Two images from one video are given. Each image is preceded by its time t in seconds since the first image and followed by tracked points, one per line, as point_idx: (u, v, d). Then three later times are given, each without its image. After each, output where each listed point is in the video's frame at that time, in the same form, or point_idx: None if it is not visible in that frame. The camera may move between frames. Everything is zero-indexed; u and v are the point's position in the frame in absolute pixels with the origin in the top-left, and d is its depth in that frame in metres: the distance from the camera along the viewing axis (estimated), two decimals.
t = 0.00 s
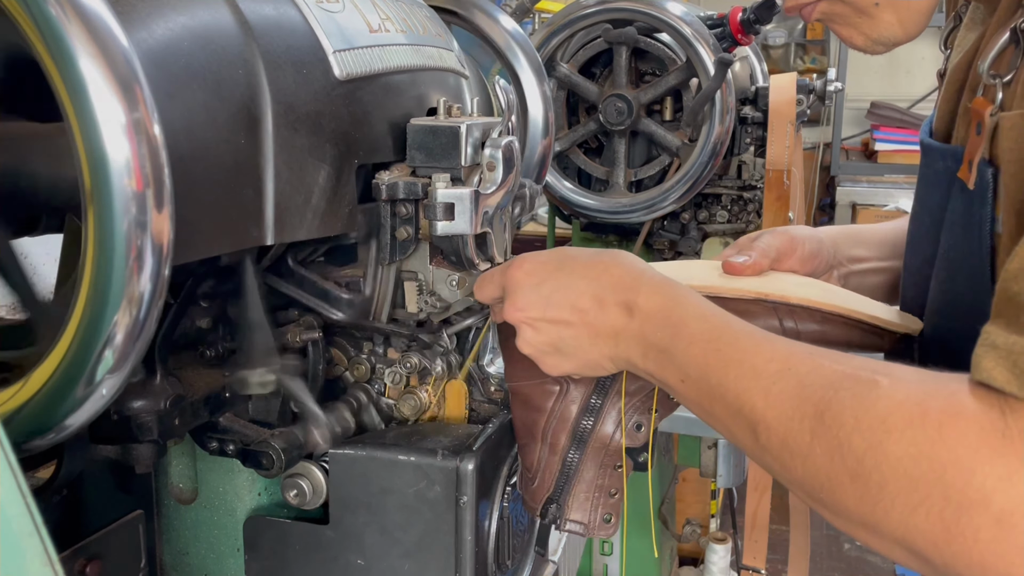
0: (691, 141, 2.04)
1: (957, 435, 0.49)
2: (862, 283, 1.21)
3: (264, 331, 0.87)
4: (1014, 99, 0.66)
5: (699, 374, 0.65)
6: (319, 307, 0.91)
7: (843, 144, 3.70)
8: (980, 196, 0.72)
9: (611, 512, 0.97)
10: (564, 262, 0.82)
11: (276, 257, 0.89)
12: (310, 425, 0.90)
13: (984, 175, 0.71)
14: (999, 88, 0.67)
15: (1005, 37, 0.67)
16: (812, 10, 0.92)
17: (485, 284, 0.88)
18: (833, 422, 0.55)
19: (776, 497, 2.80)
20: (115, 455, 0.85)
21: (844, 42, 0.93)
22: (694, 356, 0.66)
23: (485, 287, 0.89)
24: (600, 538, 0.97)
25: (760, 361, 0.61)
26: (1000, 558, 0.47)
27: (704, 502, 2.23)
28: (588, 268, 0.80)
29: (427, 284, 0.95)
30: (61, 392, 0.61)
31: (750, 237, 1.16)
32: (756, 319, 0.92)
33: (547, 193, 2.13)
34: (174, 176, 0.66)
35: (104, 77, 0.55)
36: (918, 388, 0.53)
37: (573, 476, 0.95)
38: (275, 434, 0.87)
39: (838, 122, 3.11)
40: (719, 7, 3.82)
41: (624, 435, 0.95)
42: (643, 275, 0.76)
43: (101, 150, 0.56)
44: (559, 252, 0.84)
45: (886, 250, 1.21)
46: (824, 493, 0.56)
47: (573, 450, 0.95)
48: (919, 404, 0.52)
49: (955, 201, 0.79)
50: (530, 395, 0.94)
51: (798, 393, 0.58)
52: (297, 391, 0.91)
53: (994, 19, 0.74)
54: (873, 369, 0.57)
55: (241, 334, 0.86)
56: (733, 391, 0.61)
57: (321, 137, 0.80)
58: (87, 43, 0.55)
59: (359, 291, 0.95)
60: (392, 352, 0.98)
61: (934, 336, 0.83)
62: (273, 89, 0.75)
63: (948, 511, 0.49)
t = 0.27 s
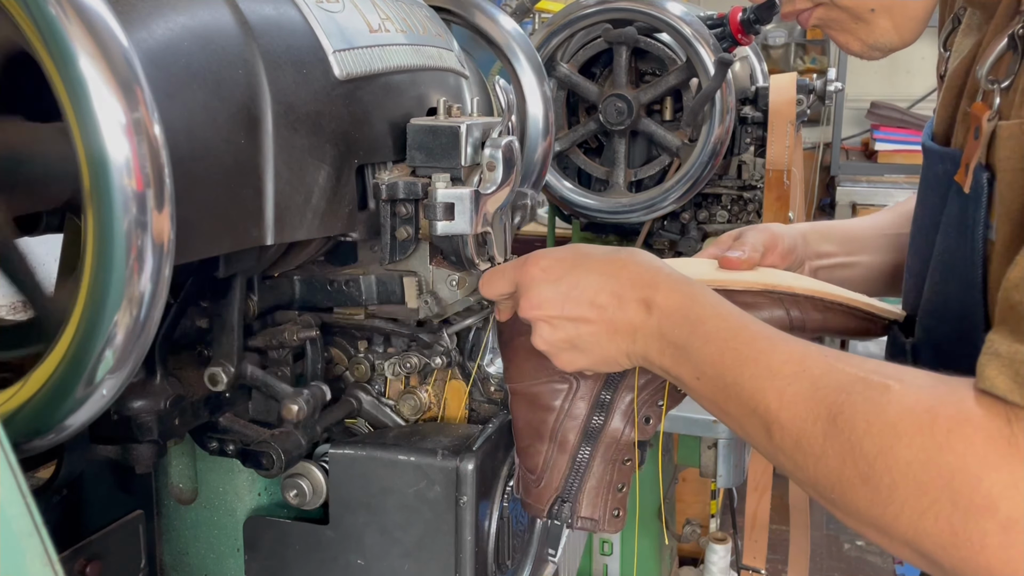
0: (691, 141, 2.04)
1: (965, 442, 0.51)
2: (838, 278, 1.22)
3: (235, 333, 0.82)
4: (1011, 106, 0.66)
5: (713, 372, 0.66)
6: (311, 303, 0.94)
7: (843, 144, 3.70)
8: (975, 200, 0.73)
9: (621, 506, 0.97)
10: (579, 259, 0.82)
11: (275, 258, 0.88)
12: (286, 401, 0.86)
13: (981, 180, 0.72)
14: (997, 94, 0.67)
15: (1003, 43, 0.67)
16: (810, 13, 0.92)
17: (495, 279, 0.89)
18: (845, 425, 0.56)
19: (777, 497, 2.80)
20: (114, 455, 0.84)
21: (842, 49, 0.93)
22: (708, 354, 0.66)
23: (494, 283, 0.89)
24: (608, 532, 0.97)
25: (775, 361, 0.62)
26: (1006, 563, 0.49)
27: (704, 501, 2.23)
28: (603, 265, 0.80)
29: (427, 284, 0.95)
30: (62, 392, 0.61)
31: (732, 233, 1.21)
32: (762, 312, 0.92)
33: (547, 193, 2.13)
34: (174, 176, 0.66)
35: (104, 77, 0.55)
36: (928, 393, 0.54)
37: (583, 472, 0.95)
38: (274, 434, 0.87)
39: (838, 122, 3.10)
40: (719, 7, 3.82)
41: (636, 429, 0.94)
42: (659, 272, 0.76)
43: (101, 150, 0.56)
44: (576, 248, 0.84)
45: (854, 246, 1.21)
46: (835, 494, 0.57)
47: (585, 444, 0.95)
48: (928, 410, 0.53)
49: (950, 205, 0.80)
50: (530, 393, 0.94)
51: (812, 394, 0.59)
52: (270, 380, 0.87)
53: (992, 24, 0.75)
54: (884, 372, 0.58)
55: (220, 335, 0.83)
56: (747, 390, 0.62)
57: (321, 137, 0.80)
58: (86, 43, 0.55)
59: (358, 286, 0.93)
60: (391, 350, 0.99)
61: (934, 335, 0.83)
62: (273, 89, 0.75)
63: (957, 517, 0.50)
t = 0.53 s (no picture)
0: (691, 141, 2.04)
1: (973, 440, 0.53)
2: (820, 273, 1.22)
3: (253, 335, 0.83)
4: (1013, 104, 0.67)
5: (723, 370, 0.67)
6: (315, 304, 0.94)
7: (844, 144, 3.70)
8: (979, 200, 0.75)
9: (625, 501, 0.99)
10: (588, 258, 0.82)
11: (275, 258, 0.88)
12: (307, 420, 0.88)
13: (983, 179, 0.73)
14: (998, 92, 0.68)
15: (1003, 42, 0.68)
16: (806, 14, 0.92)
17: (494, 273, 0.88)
18: (856, 423, 0.58)
19: (777, 497, 2.80)
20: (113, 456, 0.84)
21: (836, 47, 0.92)
22: (718, 352, 0.68)
23: (495, 280, 0.88)
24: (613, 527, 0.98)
25: (786, 360, 0.64)
26: (1013, 558, 0.51)
27: (704, 502, 2.23)
28: (610, 264, 0.80)
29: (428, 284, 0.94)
30: (62, 392, 0.61)
31: (718, 232, 1.21)
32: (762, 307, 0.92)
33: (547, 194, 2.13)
34: (174, 175, 0.66)
35: (104, 77, 0.55)
36: (934, 392, 0.57)
37: (590, 469, 0.96)
38: (274, 434, 0.86)
39: (838, 122, 3.10)
40: (719, 7, 3.82)
41: (641, 425, 0.96)
42: (669, 271, 0.77)
43: (101, 151, 0.56)
44: (582, 247, 0.85)
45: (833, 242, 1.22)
46: (845, 490, 0.59)
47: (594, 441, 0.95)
48: (937, 410, 0.55)
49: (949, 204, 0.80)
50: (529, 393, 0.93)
51: (823, 393, 0.61)
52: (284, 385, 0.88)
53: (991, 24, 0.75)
54: (892, 371, 0.60)
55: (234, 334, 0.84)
56: (758, 388, 0.64)
57: (321, 137, 0.80)
58: (87, 43, 0.55)
59: (358, 294, 0.93)
60: (392, 351, 0.98)
61: (934, 335, 0.83)
62: (273, 89, 0.75)
63: (966, 514, 0.53)
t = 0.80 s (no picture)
0: (691, 141, 2.04)
1: (981, 441, 0.55)
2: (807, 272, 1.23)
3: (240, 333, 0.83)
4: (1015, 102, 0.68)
5: (731, 372, 0.68)
6: (316, 301, 0.91)
7: (844, 144, 3.70)
8: (981, 198, 0.73)
9: (625, 501, 0.99)
10: (593, 260, 0.82)
11: (275, 259, 0.88)
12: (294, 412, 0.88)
13: (986, 178, 0.72)
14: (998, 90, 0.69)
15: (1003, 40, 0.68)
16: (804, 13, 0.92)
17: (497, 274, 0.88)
18: (865, 424, 0.59)
19: (777, 497, 2.79)
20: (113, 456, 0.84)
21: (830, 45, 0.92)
22: (726, 353, 0.69)
23: (498, 280, 0.88)
24: (613, 527, 0.98)
25: (795, 361, 0.65)
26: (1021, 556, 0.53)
27: (704, 502, 2.23)
28: (616, 266, 0.80)
29: (427, 285, 0.95)
30: (62, 392, 0.61)
31: (707, 234, 1.21)
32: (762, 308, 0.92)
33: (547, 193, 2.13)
34: (174, 175, 0.66)
35: (104, 77, 0.55)
36: (942, 393, 0.58)
37: (591, 468, 0.96)
38: (274, 434, 0.86)
39: (838, 122, 3.10)
40: (720, 7, 3.82)
41: (642, 425, 0.96)
42: (676, 272, 0.78)
43: (102, 151, 0.56)
44: (586, 247, 0.85)
45: (816, 240, 1.22)
46: (854, 489, 0.61)
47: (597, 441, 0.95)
48: (945, 411, 0.57)
49: (951, 204, 0.79)
50: (528, 393, 0.93)
51: (831, 395, 0.62)
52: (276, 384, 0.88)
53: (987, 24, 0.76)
54: (899, 372, 0.61)
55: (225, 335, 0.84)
56: (767, 389, 0.65)
57: (321, 137, 0.80)
58: (87, 44, 0.55)
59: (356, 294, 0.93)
60: (392, 353, 0.98)
61: (934, 335, 0.83)
62: (274, 89, 0.75)
63: (975, 513, 0.54)
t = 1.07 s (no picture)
0: (691, 141, 2.04)
1: (996, 433, 0.55)
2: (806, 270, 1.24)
3: (250, 334, 0.84)
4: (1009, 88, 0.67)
5: (746, 368, 0.68)
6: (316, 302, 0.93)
7: (844, 144, 3.70)
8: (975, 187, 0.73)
9: (628, 499, 1.00)
10: (607, 259, 0.82)
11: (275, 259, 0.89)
12: (303, 416, 0.88)
13: (981, 165, 0.71)
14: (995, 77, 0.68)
15: (1001, 27, 0.68)
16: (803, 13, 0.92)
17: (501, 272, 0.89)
18: (881, 419, 0.60)
19: (776, 496, 2.80)
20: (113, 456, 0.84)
21: (826, 39, 0.93)
22: (740, 350, 0.69)
23: (505, 278, 0.89)
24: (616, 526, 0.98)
25: (808, 357, 0.65)
26: None
27: (704, 502, 2.23)
28: (625, 266, 0.81)
29: (427, 283, 0.94)
30: (62, 392, 0.61)
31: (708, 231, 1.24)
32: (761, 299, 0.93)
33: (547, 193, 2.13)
34: (174, 176, 0.66)
35: (104, 76, 0.55)
36: (958, 385, 0.59)
37: (595, 466, 0.96)
38: (275, 434, 0.86)
39: (838, 122, 3.10)
40: (720, 7, 3.82)
41: (644, 422, 0.97)
42: (688, 269, 0.78)
43: (102, 151, 0.56)
44: (598, 246, 0.85)
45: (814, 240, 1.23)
46: (875, 481, 0.61)
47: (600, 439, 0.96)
48: (960, 404, 0.57)
49: (945, 193, 0.78)
50: (529, 393, 0.93)
51: (846, 390, 0.62)
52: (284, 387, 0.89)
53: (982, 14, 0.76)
54: (913, 365, 0.62)
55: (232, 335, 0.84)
56: (782, 385, 0.66)
57: (321, 137, 0.80)
58: (87, 43, 0.55)
59: (358, 297, 0.93)
60: (392, 350, 0.99)
61: (934, 335, 0.83)
62: (274, 89, 0.75)
63: (993, 503, 0.55)
